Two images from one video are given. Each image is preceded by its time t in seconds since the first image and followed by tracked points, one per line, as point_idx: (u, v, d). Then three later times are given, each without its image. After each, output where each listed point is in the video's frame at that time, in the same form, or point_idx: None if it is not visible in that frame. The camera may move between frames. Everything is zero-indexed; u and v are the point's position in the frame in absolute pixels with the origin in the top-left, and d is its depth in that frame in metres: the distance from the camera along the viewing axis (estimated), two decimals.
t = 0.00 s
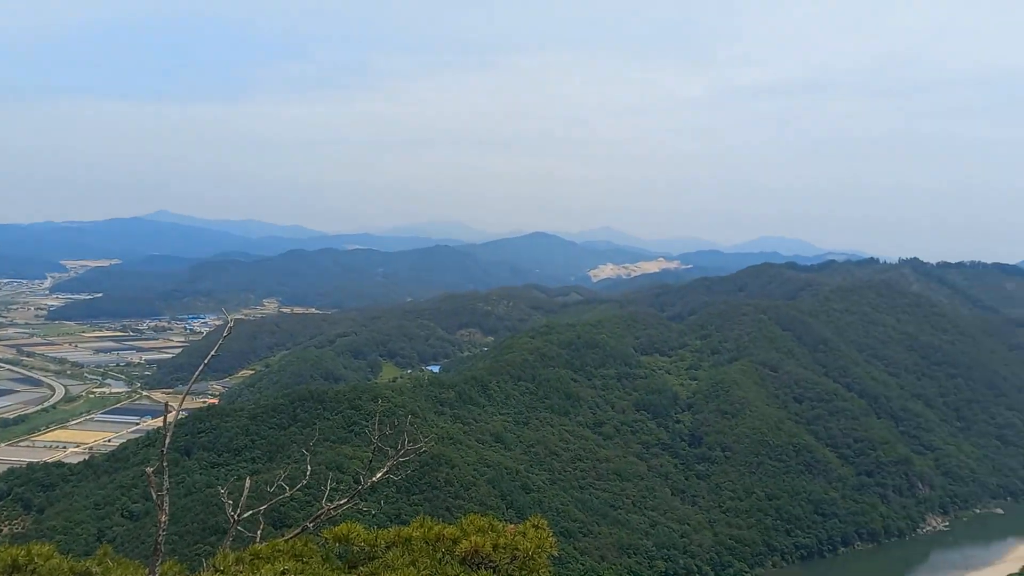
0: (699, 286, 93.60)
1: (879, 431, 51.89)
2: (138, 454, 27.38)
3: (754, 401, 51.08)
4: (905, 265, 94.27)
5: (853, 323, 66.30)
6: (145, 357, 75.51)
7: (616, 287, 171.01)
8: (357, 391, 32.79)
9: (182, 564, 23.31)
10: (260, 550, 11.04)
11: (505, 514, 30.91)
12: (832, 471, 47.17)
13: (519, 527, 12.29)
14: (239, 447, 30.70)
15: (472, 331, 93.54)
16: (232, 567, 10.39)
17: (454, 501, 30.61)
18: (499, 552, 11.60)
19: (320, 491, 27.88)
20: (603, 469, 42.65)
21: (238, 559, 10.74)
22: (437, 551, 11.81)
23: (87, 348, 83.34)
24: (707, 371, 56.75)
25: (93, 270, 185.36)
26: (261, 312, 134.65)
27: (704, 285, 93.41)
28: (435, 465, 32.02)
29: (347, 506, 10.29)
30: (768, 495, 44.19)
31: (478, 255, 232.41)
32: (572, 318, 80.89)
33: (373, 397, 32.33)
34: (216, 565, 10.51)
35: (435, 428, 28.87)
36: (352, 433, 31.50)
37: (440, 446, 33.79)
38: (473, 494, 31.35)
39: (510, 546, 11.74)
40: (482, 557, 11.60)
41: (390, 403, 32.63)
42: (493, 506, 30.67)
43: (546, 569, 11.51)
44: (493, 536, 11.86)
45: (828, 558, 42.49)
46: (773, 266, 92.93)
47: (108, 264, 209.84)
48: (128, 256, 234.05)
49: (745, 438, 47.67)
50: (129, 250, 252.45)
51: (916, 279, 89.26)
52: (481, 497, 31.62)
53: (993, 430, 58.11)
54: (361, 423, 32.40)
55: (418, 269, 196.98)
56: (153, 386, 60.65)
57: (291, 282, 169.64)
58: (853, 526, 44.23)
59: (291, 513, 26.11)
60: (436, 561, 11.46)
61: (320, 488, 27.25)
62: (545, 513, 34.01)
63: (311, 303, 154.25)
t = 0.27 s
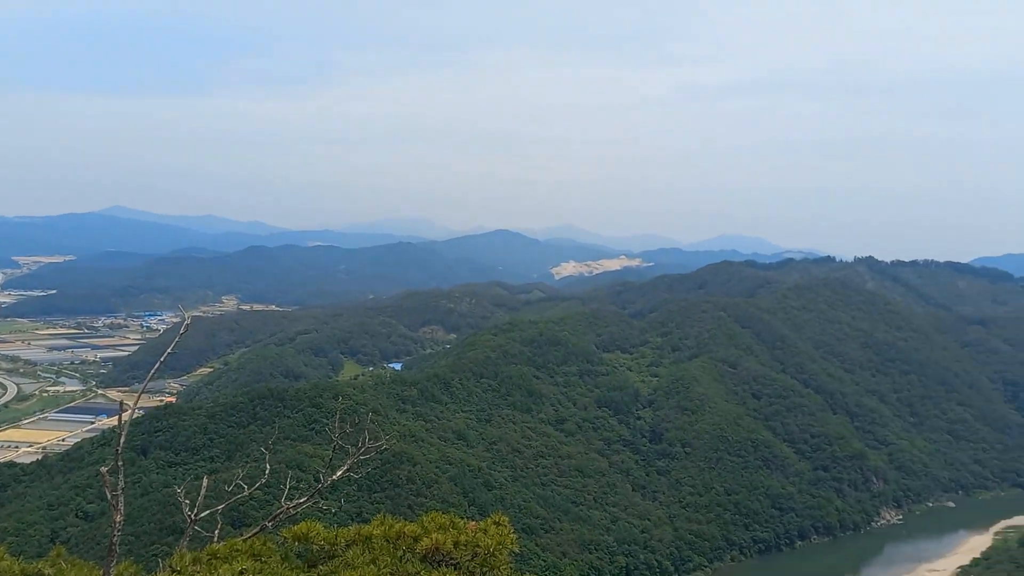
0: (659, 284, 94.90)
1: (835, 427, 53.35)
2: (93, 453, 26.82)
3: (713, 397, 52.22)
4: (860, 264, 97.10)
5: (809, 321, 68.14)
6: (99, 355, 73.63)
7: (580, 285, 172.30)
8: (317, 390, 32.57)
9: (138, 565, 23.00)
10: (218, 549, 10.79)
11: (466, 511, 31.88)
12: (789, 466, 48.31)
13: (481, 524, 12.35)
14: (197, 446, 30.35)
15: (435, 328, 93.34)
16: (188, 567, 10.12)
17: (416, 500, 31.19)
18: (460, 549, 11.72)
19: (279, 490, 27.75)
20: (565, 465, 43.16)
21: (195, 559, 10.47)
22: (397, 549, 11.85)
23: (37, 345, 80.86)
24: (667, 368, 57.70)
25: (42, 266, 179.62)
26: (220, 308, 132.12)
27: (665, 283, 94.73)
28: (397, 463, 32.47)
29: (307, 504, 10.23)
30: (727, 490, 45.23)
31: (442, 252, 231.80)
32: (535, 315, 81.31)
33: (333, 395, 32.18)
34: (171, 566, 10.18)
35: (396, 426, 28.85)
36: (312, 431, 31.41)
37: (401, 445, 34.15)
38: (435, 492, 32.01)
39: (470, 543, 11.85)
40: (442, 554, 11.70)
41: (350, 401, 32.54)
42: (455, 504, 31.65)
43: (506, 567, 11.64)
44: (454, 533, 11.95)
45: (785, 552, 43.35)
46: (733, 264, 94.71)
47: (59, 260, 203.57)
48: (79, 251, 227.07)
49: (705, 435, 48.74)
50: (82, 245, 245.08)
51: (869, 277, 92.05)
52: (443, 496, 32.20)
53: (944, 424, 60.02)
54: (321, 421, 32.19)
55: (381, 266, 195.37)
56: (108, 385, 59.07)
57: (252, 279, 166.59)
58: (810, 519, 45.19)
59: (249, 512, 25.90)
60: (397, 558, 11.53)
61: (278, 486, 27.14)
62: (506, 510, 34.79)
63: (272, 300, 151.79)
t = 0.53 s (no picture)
0: (622, 280, 95.79)
1: (794, 422, 54.48)
2: (47, 454, 26.10)
3: (675, 393, 52.93)
4: (819, 261, 99.44)
5: (769, 317, 69.61)
6: (54, 353, 71.46)
7: (545, 282, 172.89)
8: (278, 388, 32.24)
9: (97, 566, 22.53)
10: (178, 549, 10.35)
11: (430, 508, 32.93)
12: (749, 461, 49.12)
13: (443, 521, 12.28)
14: (156, 445, 29.83)
15: (398, 325, 92.73)
16: (146, 568, 9.75)
17: (378, 497, 31.94)
18: (422, 546, 11.60)
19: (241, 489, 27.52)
20: (530, 462, 43.37)
21: (153, 559, 10.14)
22: (359, 547, 11.66)
23: None
24: (630, 364, 58.28)
25: None
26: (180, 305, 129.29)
27: (629, 279, 95.66)
28: (359, 462, 33.13)
29: (267, 503, 9.85)
30: (689, 485, 45.88)
31: (408, 249, 230.46)
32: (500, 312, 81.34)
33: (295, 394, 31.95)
34: (129, 566, 9.85)
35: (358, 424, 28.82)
36: (274, 429, 31.18)
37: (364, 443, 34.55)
38: (397, 490, 32.75)
39: (433, 540, 11.75)
40: (405, 551, 11.52)
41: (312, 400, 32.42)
42: (419, 502, 32.60)
43: (468, 564, 11.57)
44: (417, 530, 11.81)
45: (746, 545, 43.90)
46: (695, 261, 96.08)
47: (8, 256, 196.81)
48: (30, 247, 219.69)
49: (667, 430, 49.37)
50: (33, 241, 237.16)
51: (827, 275, 94.30)
52: (406, 494, 32.96)
53: (899, 418, 61.63)
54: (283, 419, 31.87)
55: (346, 262, 193.23)
56: (64, 384, 57.38)
57: (212, 276, 163.09)
58: (769, 513, 45.83)
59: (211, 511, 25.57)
60: (358, 556, 11.32)
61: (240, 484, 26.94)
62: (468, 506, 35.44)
63: (234, 297, 148.79)
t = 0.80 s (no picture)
0: (586, 275, 96.39)
1: (754, 415, 55.50)
2: None
3: (638, 388, 53.46)
4: (777, 256, 101.61)
5: (730, 312, 70.90)
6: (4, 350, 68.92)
7: (509, 277, 172.94)
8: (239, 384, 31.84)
9: (51, 567, 22.04)
10: (134, 549, 9.80)
11: (393, 504, 32.94)
12: (710, 454, 49.87)
13: (405, 516, 11.81)
14: (113, 443, 29.21)
15: (361, 321, 91.72)
16: (101, 569, 9.24)
17: (341, 494, 31.82)
18: (383, 542, 11.20)
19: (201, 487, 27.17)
20: (494, 457, 43.39)
21: (107, 559, 9.62)
22: (319, 544, 11.16)
23: None
24: (594, 359, 58.68)
25: None
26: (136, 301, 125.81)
27: (592, 275, 96.31)
28: (322, 459, 32.95)
29: (226, 502, 9.30)
30: (651, 479, 46.37)
31: (372, 245, 228.19)
32: (465, 307, 81.13)
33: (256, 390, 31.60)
34: (83, 567, 9.35)
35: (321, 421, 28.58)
36: (234, 426, 30.78)
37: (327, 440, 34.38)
38: (360, 487, 32.66)
39: (394, 536, 11.34)
40: (367, 548, 11.11)
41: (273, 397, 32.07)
42: (382, 497, 32.56)
43: (430, 560, 11.14)
44: (378, 526, 11.35)
45: (707, 537, 44.48)
46: (658, 257, 97.20)
47: None
48: None
49: (630, 424, 49.87)
50: None
51: (786, 270, 96.43)
52: (370, 490, 32.88)
53: (856, 411, 63.20)
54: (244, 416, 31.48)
55: (308, 258, 190.59)
56: (16, 382, 55.44)
57: (170, 271, 159.20)
58: (730, 505, 46.60)
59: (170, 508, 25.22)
60: (318, 554, 10.79)
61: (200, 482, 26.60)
62: (432, 502, 35.38)
63: (193, 293, 145.49)
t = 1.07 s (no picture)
0: (552, 267, 96.67)
1: (717, 405, 56.36)
2: None
3: (603, 378, 53.84)
4: (740, 248, 103.28)
5: (694, 304, 71.84)
6: None
7: (476, 269, 172.48)
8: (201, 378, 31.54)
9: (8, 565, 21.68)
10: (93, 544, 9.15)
11: (358, 497, 32.92)
12: (675, 444, 50.50)
13: (369, 509, 10.77)
14: (72, 439, 28.74)
15: (325, 314, 90.36)
16: (58, 565, 8.71)
17: (306, 488, 31.76)
18: (348, 536, 10.19)
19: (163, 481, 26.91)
20: (460, 449, 43.42)
21: (66, 555, 9.04)
22: (281, 539, 10.17)
23: None
24: (559, 351, 58.85)
25: None
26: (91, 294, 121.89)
27: (559, 266, 96.55)
28: (287, 453, 32.84)
29: (188, 496, 9.20)
30: (616, 469, 46.76)
31: (336, 237, 225.15)
32: (431, 300, 80.58)
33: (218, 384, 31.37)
34: (38, 563, 8.83)
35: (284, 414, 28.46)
36: (197, 421, 30.49)
37: (292, 433, 34.26)
38: (325, 480, 32.64)
39: (360, 529, 10.32)
40: (331, 541, 10.15)
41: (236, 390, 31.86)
42: (347, 490, 32.48)
43: (395, 552, 10.25)
44: (341, 518, 10.35)
45: (671, 526, 45.09)
46: (624, 248, 97.94)
47: None
48: None
49: (596, 415, 50.22)
50: None
51: (749, 262, 98.07)
52: (335, 483, 32.86)
53: (817, 400, 64.59)
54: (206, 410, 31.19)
55: (270, 250, 187.25)
56: None
57: (128, 263, 154.81)
58: (693, 494, 47.25)
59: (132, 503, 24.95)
60: (278, 549, 9.86)
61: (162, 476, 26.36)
62: (397, 495, 35.39)
63: (153, 286, 141.79)
